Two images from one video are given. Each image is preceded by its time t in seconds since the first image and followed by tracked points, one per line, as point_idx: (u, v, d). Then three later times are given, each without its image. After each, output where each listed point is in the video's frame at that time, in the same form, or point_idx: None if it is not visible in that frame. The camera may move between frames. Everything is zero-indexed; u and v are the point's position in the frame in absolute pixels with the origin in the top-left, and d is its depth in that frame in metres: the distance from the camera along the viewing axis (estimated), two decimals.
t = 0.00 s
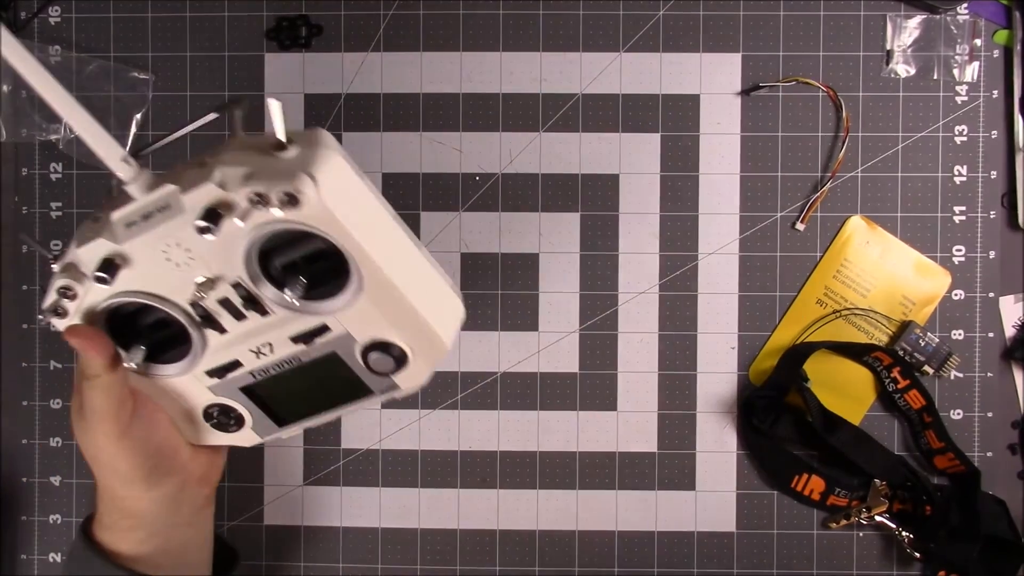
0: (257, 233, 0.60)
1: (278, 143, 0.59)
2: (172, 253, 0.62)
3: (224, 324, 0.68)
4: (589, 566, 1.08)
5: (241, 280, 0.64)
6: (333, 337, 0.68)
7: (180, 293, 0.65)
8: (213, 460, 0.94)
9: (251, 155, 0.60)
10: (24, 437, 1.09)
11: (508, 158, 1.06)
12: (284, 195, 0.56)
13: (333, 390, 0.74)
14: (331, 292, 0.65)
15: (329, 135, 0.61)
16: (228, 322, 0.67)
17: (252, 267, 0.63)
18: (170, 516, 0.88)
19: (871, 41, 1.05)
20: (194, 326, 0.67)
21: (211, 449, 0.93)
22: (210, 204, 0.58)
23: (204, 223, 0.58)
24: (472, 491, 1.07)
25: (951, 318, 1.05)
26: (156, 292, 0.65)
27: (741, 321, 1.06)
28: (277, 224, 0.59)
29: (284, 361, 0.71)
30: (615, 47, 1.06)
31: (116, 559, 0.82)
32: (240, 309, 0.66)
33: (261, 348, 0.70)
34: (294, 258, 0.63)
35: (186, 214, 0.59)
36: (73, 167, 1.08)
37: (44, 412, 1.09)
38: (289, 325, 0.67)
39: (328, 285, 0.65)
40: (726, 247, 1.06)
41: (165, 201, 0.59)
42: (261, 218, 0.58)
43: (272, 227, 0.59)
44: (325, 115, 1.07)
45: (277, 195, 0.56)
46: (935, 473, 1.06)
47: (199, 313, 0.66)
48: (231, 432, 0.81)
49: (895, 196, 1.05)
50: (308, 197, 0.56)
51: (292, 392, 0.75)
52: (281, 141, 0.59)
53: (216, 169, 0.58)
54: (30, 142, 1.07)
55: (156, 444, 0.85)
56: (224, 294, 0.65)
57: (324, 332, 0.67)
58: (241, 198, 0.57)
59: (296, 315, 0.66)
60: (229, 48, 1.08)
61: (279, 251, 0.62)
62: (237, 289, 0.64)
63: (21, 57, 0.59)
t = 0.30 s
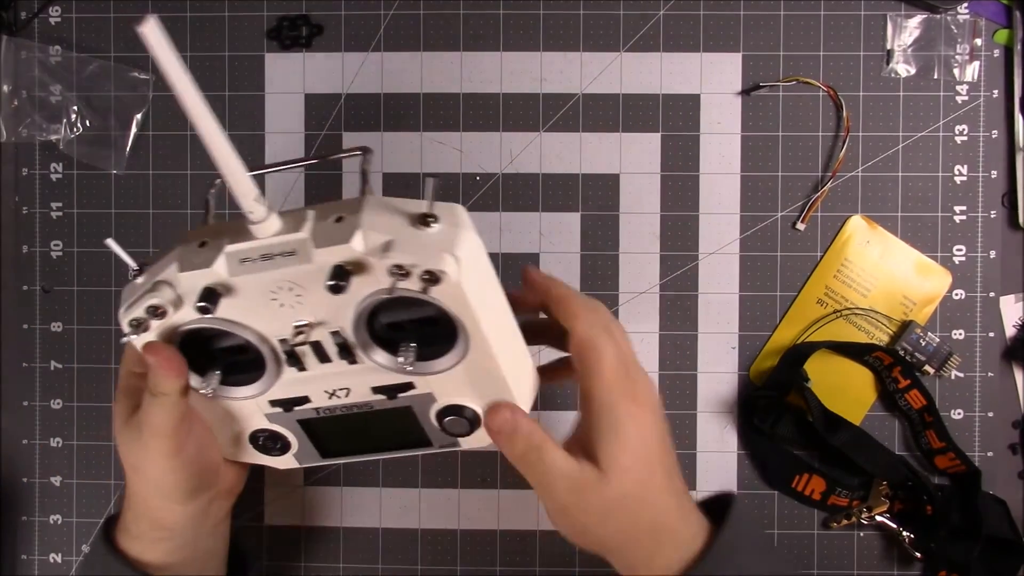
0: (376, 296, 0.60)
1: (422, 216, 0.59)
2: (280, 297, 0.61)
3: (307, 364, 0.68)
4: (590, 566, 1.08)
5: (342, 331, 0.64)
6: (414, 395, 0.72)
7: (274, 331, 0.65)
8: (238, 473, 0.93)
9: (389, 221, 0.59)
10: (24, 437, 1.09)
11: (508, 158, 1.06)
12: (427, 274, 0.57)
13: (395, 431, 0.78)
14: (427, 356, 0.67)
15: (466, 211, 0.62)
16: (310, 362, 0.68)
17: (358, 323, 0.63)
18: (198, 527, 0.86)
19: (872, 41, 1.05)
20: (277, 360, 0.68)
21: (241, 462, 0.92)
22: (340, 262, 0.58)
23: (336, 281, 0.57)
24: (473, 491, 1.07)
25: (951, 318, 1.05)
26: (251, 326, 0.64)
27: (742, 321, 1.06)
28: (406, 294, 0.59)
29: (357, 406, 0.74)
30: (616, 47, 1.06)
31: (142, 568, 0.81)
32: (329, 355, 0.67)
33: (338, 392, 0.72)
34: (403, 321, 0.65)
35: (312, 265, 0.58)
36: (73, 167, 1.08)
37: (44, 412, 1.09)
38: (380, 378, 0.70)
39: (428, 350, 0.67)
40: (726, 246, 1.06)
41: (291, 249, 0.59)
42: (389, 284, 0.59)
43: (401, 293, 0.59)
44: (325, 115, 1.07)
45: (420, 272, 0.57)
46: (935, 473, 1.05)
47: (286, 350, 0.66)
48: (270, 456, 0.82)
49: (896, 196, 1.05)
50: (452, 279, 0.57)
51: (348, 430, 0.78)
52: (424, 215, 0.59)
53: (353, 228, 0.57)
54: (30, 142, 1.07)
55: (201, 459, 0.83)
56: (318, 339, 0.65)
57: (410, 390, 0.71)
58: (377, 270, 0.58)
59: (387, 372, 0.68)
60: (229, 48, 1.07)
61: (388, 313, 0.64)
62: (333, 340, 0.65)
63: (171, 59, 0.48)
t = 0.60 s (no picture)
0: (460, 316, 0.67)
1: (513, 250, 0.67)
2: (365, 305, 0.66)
3: (359, 370, 0.72)
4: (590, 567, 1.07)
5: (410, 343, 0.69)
6: (454, 412, 0.76)
7: (340, 336, 0.69)
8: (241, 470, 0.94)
9: (484, 251, 0.66)
10: (24, 437, 1.09)
11: (508, 158, 1.06)
12: (517, 302, 0.65)
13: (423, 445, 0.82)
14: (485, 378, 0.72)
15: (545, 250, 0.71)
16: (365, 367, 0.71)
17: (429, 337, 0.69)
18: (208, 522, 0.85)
19: (872, 41, 1.05)
20: (333, 365, 0.71)
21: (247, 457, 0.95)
22: (438, 281, 0.65)
23: (431, 298, 0.64)
24: (473, 491, 1.07)
25: (951, 318, 1.05)
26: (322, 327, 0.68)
27: (742, 321, 1.06)
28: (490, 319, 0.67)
29: (395, 415, 0.76)
30: (616, 47, 1.06)
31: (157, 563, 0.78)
32: (388, 363, 0.71)
33: (381, 400, 0.75)
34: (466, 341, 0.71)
35: (408, 281, 0.65)
36: (73, 167, 1.08)
37: (44, 412, 1.09)
38: (429, 391, 0.74)
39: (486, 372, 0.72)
40: (726, 247, 1.06)
41: (388, 263, 0.65)
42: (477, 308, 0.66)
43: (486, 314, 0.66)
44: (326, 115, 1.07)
45: (511, 300, 0.65)
46: (935, 473, 1.06)
47: (345, 354, 0.70)
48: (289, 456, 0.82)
49: (896, 196, 1.05)
50: (539, 308, 0.66)
51: (376, 438, 0.81)
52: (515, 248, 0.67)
53: (456, 251, 0.65)
54: (30, 142, 1.07)
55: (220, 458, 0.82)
56: (385, 346, 0.69)
57: (454, 406, 0.75)
58: (471, 294, 0.65)
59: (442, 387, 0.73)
60: (229, 48, 1.07)
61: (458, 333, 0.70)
62: (398, 349, 0.70)
63: (334, 70, 0.57)
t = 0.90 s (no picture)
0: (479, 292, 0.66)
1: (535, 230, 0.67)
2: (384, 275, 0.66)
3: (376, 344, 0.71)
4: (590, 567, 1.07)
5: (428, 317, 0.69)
6: (468, 392, 0.75)
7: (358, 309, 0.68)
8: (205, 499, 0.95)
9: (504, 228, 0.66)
10: (24, 437, 1.09)
11: (508, 158, 1.06)
12: (536, 281, 0.64)
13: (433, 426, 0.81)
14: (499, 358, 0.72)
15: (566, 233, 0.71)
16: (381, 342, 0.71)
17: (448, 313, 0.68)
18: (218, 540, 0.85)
19: (872, 41, 1.05)
20: (350, 338, 0.70)
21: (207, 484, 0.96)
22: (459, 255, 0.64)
23: (451, 271, 0.62)
24: (473, 491, 1.07)
25: (951, 317, 1.05)
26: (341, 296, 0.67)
27: (741, 321, 1.06)
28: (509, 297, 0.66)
29: (410, 393, 0.76)
30: (616, 47, 1.06)
31: None
32: (405, 338, 0.70)
33: (396, 377, 0.74)
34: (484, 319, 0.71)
35: (430, 253, 0.64)
36: (72, 167, 1.08)
37: (44, 412, 1.09)
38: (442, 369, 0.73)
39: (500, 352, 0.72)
40: (726, 247, 1.06)
41: (411, 234, 0.64)
42: (495, 285, 0.65)
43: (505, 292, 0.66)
44: (325, 115, 1.07)
45: (531, 278, 0.64)
46: (935, 473, 1.05)
47: (362, 327, 0.69)
48: (300, 431, 0.81)
49: (895, 196, 1.05)
50: (557, 288, 0.66)
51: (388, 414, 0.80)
52: (537, 227, 0.67)
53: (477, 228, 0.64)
54: (30, 142, 1.07)
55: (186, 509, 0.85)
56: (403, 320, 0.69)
57: (467, 385, 0.75)
58: (491, 270, 0.64)
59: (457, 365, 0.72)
60: (229, 49, 1.07)
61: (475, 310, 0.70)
62: (415, 324, 0.69)
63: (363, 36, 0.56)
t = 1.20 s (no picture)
0: (479, 286, 0.66)
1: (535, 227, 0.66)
2: (383, 268, 0.66)
3: (376, 333, 0.72)
4: (590, 567, 1.07)
5: (427, 309, 0.69)
6: (465, 384, 0.76)
7: (358, 299, 0.69)
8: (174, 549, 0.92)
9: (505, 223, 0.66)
10: (24, 437, 1.09)
11: (508, 158, 1.06)
12: (534, 278, 0.64)
13: (432, 415, 0.81)
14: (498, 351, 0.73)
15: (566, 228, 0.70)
16: (381, 331, 0.71)
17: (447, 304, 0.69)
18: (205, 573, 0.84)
19: (872, 40, 1.05)
20: (351, 326, 0.71)
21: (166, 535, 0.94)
22: (458, 249, 0.64)
23: (450, 266, 0.62)
24: (473, 491, 1.07)
25: (951, 317, 1.05)
26: (342, 285, 0.68)
27: (741, 321, 1.06)
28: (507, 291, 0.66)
29: (408, 382, 0.77)
30: (616, 47, 1.06)
31: None
32: (404, 329, 0.71)
33: (395, 365, 0.75)
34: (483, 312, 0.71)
35: (429, 247, 0.64)
36: (72, 167, 1.08)
37: (44, 412, 1.09)
38: (441, 359, 0.74)
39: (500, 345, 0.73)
40: (726, 247, 1.06)
41: (411, 227, 0.64)
42: (494, 279, 0.66)
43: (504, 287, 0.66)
44: (325, 115, 1.07)
45: (529, 275, 0.64)
46: (936, 473, 1.05)
47: (362, 317, 0.70)
48: (300, 416, 0.82)
49: (895, 196, 1.05)
50: (554, 285, 0.65)
51: (387, 403, 0.80)
52: (537, 224, 0.66)
53: (477, 223, 0.64)
54: (30, 142, 1.07)
55: None
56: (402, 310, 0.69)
57: (466, 377, 0.75)
58: (491, 265, 0.64)
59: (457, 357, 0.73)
60: (229, 49, 1.07)
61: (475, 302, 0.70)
62: (414, 317, 0.70)
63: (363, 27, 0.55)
